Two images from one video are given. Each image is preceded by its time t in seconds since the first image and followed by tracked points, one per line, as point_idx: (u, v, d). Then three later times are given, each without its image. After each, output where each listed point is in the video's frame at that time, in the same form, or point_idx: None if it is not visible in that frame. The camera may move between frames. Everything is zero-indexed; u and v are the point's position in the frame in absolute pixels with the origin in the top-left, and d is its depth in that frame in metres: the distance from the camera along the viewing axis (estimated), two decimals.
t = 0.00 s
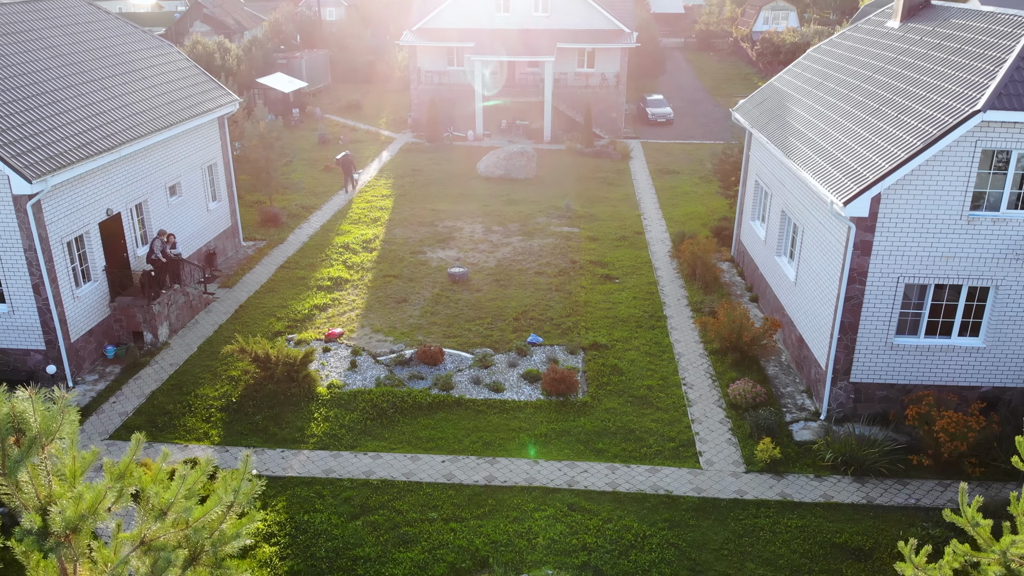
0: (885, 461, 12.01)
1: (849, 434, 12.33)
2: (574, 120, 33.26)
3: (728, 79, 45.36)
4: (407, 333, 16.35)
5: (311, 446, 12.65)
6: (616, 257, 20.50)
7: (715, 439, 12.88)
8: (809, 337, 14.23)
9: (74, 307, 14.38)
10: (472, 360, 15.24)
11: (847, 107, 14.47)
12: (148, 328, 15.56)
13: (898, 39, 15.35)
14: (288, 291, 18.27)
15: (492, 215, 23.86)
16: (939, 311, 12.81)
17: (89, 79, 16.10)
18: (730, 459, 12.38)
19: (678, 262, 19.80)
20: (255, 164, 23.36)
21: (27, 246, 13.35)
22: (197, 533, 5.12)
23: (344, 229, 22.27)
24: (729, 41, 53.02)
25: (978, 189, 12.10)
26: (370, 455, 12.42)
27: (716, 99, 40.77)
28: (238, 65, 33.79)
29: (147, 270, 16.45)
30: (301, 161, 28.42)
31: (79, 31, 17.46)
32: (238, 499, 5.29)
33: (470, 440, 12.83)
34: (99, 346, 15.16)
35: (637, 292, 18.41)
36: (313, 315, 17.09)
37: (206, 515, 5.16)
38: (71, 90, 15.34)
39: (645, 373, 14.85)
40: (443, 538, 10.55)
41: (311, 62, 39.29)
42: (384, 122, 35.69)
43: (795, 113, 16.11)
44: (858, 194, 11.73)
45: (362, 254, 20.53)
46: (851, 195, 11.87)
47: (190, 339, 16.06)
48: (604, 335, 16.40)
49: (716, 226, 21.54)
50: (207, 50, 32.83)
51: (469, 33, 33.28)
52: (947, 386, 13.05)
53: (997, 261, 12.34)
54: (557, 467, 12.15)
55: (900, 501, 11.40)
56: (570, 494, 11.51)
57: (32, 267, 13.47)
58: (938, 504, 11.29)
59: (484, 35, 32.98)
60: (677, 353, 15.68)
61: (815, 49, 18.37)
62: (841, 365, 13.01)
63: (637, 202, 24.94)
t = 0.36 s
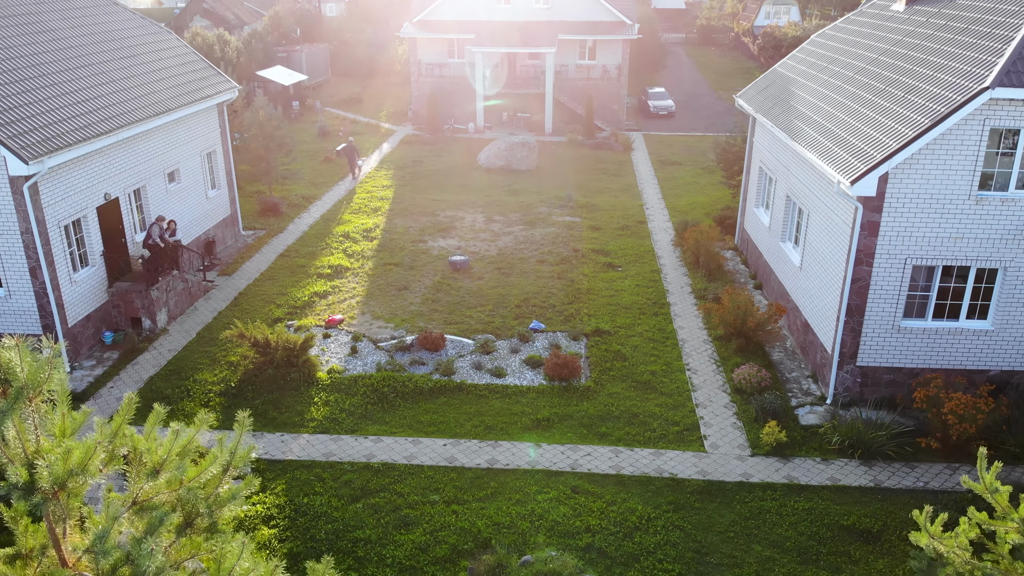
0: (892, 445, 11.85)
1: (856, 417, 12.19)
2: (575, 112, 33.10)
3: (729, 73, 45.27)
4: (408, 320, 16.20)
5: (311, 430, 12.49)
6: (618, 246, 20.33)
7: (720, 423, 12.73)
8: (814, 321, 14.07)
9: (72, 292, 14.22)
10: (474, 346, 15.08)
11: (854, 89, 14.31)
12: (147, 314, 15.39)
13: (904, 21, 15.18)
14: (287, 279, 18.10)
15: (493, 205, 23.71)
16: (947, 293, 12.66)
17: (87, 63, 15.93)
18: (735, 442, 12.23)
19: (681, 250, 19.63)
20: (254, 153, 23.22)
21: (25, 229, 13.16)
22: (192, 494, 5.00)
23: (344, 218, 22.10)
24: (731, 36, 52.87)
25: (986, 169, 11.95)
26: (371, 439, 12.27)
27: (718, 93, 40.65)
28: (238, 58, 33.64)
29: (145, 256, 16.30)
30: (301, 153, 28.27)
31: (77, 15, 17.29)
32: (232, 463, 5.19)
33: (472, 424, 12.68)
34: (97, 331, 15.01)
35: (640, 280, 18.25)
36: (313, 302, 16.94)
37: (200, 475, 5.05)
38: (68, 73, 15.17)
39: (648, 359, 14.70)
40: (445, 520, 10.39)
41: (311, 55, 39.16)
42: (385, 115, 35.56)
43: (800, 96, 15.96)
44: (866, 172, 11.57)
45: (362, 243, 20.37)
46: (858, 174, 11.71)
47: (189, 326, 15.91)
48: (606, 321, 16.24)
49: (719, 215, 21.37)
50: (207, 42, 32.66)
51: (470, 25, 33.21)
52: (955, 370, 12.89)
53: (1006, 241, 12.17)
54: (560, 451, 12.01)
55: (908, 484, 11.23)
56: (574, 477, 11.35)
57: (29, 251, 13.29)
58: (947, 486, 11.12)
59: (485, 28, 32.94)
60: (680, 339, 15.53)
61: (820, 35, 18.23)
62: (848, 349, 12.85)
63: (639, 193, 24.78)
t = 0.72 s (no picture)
0: (900, 428, 11.70)
1: (863, 401, 12.02)
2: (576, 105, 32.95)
3: (731, 68, 45.24)
4: (409, 306, 16.04)
5: (311, 414, 12.33)
6: (620, 235, 20.16)
7: (725, 408, 12.58)
8: (820, 306, 13.91)
9: (70, 277, 14.06)
10: (475, 332, 14.92)
11: (860, 71, 14.16)
12: (145, 300, 15.22)
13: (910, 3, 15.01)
14: (287, 267, 17.94)
15: (494, 196, 23.55)
16: (955, 275, 12.50)
17: (85, 47, 15.76)
18: (740, 426, 12.07)
19: (683, 239, 19.48)
20: (254, 143, 23.05)
21: (21, 212, 12.97)
22: (186, 450, 4.78)
23: (344, 209, 21.95)
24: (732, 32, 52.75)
25: (995, 148, 11.79)
26: (372, 423, 12.11)
27: (719, 87, 40.61)
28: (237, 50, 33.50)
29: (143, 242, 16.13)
30: (301, 145, 28.14)
31: None
32: (231, 423, 5.00)
33: (474, 408, 12.52)
34: (95, 317, 14.84)
35: (643, 268, 18.09)
36: (312, 289, 16.79)
37: (196, 433, 4.83)
38: (66, 56, 15.00)
39: (652, 345, 14.54)
40: (447, 502, 10.23)
41: (311, 49, 39.04)
42: (385, 108, 35.42)
43: (805, 81, 15.81)
44: (874, 151, 11.41)
45: (362, 232, 20.21)
46: (866, 154, 11.55)
47: (187, 312, 15.74)
48: (609, 308, 16.08)
49: (721, 205, 21.22)
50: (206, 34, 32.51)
51: (470, 17, 33.58)
52: (962, 354, 12.74)
53: (1015, 222, 12.01)
54: (563, 434, 11.85)
55: (916, 467, 11.07)
56: (577, 460, 11.19)
57: (25, 233, 13.08)
58: (956, 469, 10.96)
59: (485, 20, 33.31)
60: (684, 325, 15.37)
61: (824, 21, 18.08)
62: (854, 332, 12.70)
63: (641, 183, 24.62)
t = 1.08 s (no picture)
0: (906, 410, 11.54)
1: (869, 383, 11.87)
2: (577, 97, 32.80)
3: (732, 63, 45.16)
4: (409, 292, 15.89)
5: (309, 396, 12.18)
6: (621, 224, 20.01)
7: (729, 390, 12.43)
8: (825, 290, 13.75)
9: (66, 260, 13.89)
10: (476, 317, 14.75)
11: (865, 53, 14.01)
12: (142, 285, 15.06)
13: None
14: (286, 254, 17.78)
15: (495, 186, 23.41)
16: (962, 257, 12.34)
17: (82, 31, 15.60)
18: (744, 409, 11.92)
19: (685, 227, 19.32)
20: (253, 132, 22.92)
21: (16, 193, 12.81)
22: (176, 403, 4.64)
23: (343, 198, 21.79)
24: (733, 27, 52.61)
25: (1003, 127, 11.64)
26: (371, 405, 11.96)
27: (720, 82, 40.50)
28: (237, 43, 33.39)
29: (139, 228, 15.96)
30: (300, 137, 28.00)
31: None
32: (223, 378, 4.85)
33: (474, 391, 12.37)
34: (91, 301, 14.67)
35: (645, 255, 17.94)
36: (311, 275, 16.63)
37: (187, 385, 4.69)
38: (63, 39, 14.85)
39: (654, 329, 14.37)
40: (447, 482, 10.07)
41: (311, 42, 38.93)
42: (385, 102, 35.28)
43: (809, 64, 15.66)
44: (880, 129, 11.25)
45: (362, 221, 20.05)
46: (871, 132, 11.39)
47: (185, 298, 15.57)
48: (611, 294, 15.94)
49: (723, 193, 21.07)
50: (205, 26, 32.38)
51: (470, 11, 33.43)
52: (969, 336, 12.59)
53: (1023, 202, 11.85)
54: (564, 417, 11.70)
55: (923, 449, 10.91)
56: (578, 442, 11.03)
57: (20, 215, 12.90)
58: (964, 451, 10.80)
59: (485, 13, 33.22)
60: (686, 310, 15.22)
61: (828, 6, 17.91)
62: (859, 315, 12.55)
63: (643, 174, 24.48)
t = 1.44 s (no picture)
0: (912, 391, 11.38)
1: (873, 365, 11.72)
2: (577, 90, 32.65)
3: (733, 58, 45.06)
4: (409, 278, 15.74)
5: (307, 378, 12.03)
6: (622, 211, 19.86)
7: (732, 372, 12.27)
8: (828, 273, 13.58)
9: (61, 243, 13.71)
10: (476, 302, 14.59)
11: (869, 33, 13.85)
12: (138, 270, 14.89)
13: None
14: (284, 241, 17.63)
15: (495, 175, 23.27)
16: (968, 237, 12.19)
17: (78, 14, 15.43)
18: (747, 390, 11.76)
19: (686, 215, 19.17)
20: (251, 122, 22.76)
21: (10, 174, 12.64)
22: (164, 349, 4.55)
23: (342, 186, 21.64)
24: (733, 23, 52.51)
25: (1009, 104, 11.48)
26: (370, 387, 11.80)
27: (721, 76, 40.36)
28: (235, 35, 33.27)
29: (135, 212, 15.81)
30: (299, 128, 27.86)
31: None
32: (213, 331, 4.70)
33: (474, 373, 12.22)
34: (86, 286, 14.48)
35: (646, 242, 17.78)
36: (309, 261, 16.47)
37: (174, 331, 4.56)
38: (59, 22, 14.68)
39: (656, 314, 14.21)
40: (447, 462, 9.92)
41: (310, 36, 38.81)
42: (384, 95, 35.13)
43: (812, 47, 15.50)
44: (885, 106, 11.09)
45: (360, 209, 19.89)
46: (876, 109, 11.23)
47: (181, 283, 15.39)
48: (612, 279, 15.78)
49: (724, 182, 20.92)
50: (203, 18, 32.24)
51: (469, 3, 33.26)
52: (975, 318, 12.43)
53: None
54: (565, 398, 11.55)
55: (930, 429, 10.75)
56: (580, 422, 10.87)
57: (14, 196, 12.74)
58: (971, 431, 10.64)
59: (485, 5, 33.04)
60: (688, 295, 15.05)
61: None
62: (864, 296, 12.40)
63: (643, 164, 24.33)
